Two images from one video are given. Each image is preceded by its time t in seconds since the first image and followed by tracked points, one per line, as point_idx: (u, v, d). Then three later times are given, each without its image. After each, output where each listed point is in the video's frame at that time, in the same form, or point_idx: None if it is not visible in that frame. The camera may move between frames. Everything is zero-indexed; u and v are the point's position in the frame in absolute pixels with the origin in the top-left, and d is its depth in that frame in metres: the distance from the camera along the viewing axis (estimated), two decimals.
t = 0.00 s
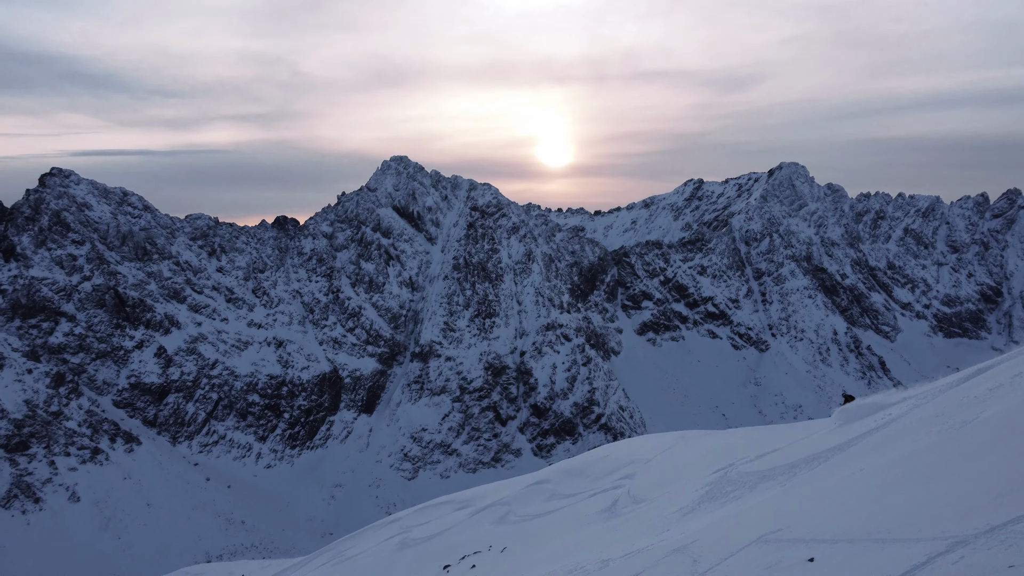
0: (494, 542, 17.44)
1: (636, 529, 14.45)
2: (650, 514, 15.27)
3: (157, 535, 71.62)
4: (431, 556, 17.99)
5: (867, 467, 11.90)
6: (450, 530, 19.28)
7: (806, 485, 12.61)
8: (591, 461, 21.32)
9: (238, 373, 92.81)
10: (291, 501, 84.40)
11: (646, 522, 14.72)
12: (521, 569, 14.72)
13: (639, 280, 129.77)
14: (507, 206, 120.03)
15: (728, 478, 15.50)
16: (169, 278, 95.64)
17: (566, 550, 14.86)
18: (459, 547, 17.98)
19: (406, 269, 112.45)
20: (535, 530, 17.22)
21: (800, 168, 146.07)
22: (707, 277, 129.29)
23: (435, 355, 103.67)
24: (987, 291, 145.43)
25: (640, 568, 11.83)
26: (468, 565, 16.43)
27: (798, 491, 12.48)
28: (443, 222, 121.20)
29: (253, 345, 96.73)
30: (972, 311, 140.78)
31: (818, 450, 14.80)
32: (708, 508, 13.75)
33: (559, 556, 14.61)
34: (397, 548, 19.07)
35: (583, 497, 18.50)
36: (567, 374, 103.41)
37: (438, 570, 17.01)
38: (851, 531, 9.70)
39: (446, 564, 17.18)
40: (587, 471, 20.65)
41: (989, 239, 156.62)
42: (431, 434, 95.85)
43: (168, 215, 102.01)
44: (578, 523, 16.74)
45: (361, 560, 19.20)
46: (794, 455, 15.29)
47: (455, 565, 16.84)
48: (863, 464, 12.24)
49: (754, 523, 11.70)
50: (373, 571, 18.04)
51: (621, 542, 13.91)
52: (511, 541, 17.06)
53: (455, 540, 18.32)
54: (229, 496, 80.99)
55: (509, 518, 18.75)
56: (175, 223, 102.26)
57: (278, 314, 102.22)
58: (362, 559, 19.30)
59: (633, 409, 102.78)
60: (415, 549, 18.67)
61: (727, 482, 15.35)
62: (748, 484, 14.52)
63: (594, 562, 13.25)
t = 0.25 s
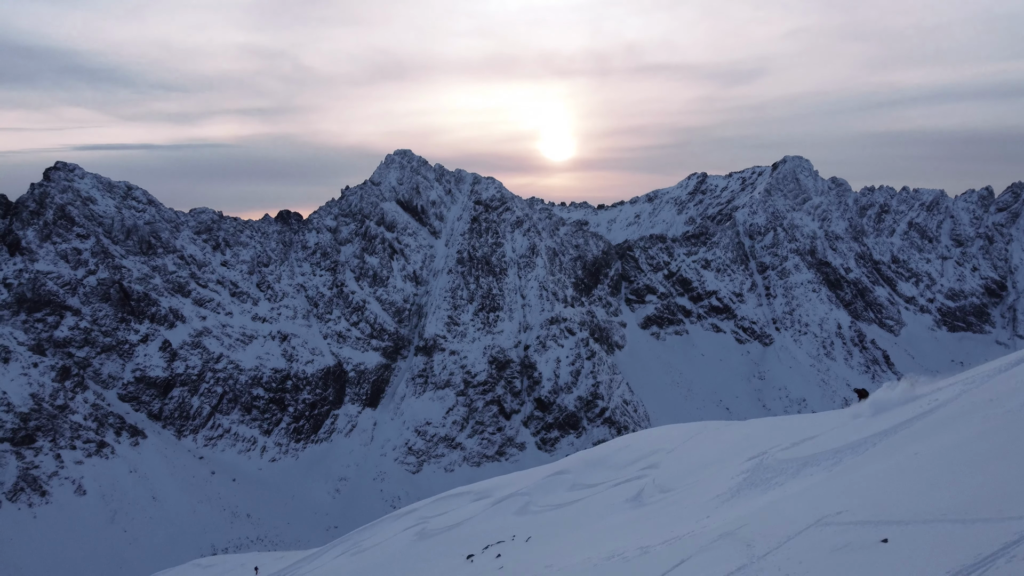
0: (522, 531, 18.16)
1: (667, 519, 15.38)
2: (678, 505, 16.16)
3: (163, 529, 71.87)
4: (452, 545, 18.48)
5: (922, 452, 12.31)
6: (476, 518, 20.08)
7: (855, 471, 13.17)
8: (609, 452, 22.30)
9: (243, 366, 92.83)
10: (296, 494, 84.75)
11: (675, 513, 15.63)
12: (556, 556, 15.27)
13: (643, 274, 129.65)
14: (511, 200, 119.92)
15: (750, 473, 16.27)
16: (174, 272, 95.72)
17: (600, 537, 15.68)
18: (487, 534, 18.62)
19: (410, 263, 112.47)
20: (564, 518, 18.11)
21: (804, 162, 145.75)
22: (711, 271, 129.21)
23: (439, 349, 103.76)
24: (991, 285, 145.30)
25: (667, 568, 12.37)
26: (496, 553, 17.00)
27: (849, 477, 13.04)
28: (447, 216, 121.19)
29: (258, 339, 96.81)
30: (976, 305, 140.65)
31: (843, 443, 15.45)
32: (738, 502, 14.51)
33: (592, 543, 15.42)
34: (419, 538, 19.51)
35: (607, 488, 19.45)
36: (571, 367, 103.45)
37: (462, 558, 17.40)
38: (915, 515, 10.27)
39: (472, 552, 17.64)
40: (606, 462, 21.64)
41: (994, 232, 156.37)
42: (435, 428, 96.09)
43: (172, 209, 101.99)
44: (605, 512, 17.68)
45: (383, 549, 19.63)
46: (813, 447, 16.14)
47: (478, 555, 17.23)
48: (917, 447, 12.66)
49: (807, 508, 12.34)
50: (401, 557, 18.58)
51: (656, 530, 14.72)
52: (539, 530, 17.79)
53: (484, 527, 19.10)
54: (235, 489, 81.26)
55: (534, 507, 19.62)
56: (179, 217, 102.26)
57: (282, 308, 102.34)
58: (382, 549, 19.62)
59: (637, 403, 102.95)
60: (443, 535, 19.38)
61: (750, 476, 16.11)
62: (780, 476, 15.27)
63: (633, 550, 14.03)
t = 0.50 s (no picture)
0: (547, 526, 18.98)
1: (697, 514, 16.07)
2: (705, 502, 16.92)
3: (166, 526, 71.88)
4: (473, 540, 19.55)
5: (970, 448, 12.72)
6: (498, 513, 21.14)
7: (897, 467, 13.74)
8: (623, 451, 23.47)
9: (245, 363, 92.64)
10: (299, 491, 84.77)
11: (705, 509, 16.32)
12: (580, 552, 16.10)
13: (644, 270, 129.58)
14: (512, 197, 119.88)
15: (780, 471, 17.07)
16: (175, 269, 95.60)
17: (628, 531, 16.44)
18: (509, 530, 19.48)
19: (412, 260, 112.39)
20: (590, 512, 18.94)
21: (805, 158, 145.74)
22: (712, 268, 129.25)
23: (441, 346, 103.71)
24: (992, 281, 145.37)
25: (704, 566, 12.75)
26: (518, 549, 17.73)
27: (892, 473, 13.55)
28: (449, 213, 121.15)
29: (260, 336, 96.70)
30: (977, 302, 140.70)
31: (889, 436, 15.85)
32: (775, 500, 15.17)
33: (622, 538, 16.08)
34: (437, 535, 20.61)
35: (626, 484, 20.40)
36: (572, 364, 103.48)
37: (482, 554, 18.23)
38: (971, 512, 10.64)
39: (492, 548, 18.47)
40: (622, 460, 22.79)
41: (995, 229, 156.39)
42: (437, 425, 96.16)
43: (174, 206, 101.86)
44: (630, 506, 18.51)
45: (403, 545, 20.64)
46: (834, 447, 16.94)
47: (498, 551, 18.07)
48: (963, 443, 13.08)
49: (857, 504, 12.79)
50: (423, 552, 19.59)
51: (688, 526, 15.36)
52: (563, 525, 18.59)
53: (507, 522, 20.11)
54: (237, 486, 81.22)
55: (551, 503, 20.78)
56: (180, 215, 102.13)
57: (284, 305, 102.28)
58: (401, 546, 20.69)
59: (639, 399, 102.97)
60: (465, 530, 20.51)
61: (776, 475, 16.84)
62: (813, 475, 15.96)
63: (670, 544, 14.53)
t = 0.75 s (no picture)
0: (569, 525, 19.17)
1: (727, 514, 16.18)
2: (736, 501, 17.03)
3: (168, 525, 71.93)
4: (492, 539, 19.81)
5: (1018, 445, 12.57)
6: (516, 511, 21.53)
7: (941, 465, 13.59)
8: (641, 448, 23.77)
9: (247, 362, 92.58)
10: (300, 489, 84.81)
11: (736, 507, 16.44)
12: (606, 550, 16.19)
13: (645, 269, 129.55)
14: (514, 195, 119.81)
15: (815, 469, 17.14)
16: (177, 267, 95.49)
17: (657, 529, 16.57)
18: (526, 529, 19.79)
19: (413, 258, 112.34)
20: (611, 510, 19.18)
21: (806, 157, 145.75)
22: (714, 267, 129.21)
23: (442, 345, 103.64)
24: (993, 280, 145.45)
25: (750, 565, 12.66)
26: (538, 548, 17.93)
27: (937, 471, 13.35)
28: (450, 211, 121.11)
29: (261, 335, 96.64)
30: (978, 300, 140.85)
31: (927, 435, 15.72)
32: (812, 497, 15.15)
33: (652, 536, 16.15)
34: (447, 534, 21.12)
35: (646, 483, 20.66)
36: (574, 363, 103.56)
37: (500, 553, 18.54)
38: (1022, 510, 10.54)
39: (511, 547, 18.76)
40: (640, 458, 23.09)
41: (996, 228, 156.37)
42: (439, 423, 96.14)
43: (175, 205, 101.72)
44: (653, 505, 18.64)
45: (416, 543, 21.27)
46: (869, 445, 16.93)
47: (517, 550, 18.36)
48: (1011, 441, 12.93)
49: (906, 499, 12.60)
50: (442, 550, 19.96)
51: (720, 526, 15.44)
52: (584, 525, 18.82)
53: (525, 521, 20.42)
54: (239, 485, 81.13)
55: (569, 501, 21.12)
56: (182, 213, 101.94)
57: (286, 304, 102.18)
58: (413, 543, 21.24)
59: (640, 398, 102.95)
60: (478, 527, 21.08)
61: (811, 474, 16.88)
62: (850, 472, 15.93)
63: (706, 543, 14.59)
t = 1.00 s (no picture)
0: (592, 522, 19.31)
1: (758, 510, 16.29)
2: (768, 498, 17.10)
3: (171, 522, 71.97)
4: (513, 535, 20.16)
5: None
6: (535, 508, 21.81)
7: (987, 465, 13.73)
8: (660, 444, 23.94)
9: (249, 360, 92.56)
10: (302, 487, 84.91)
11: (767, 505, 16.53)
12: (634, 545, 16.31)
13: (647, 267, 129.55)
14: (515, 193, 119.74)
15: (849, 465, 17.18)
16: (179, 265, 95.43)
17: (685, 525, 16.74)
18: (546, 526, 20.03)
19: (415, 256, 112.36)
20: (634, 508, 19.36)
21: (807, 154, 145.80)
22: (715, 264, 129.18)
23: (444, 342, 103.64)
24: (994, 277, 145.56)
25: (801, 558, 12.76)
26: (562, 545, 18.07)
27: (984, 470, 13.50)
28: (452, 209, 121.11)
29: (263, 332, 96.59)
30: (979, 298, 140.90)
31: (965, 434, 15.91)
32: (847, 496, 15.15)
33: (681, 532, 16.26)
34: (463, 531, 21.76)
35: (668, 480, 20.81)
36: (576, 360, 103.50)
37: (522, 549, 18.75)
38: None
39: (533, 543, 18.97)
40: (659, 454, 23.27)
41: (997, 225, 156.32)
42: (441, 421, 96.15)
43: (177, 202, 101.60)
44: (678, 502, 18.87)
45: (432, 538, 21.97)
46: (902, 445, 16.92)
47: (539, 546, 18.52)
48: None
49: (953, 501, 12.74)
50: (462, 548, 20.34)
51: (753, 523, 15.54)
52: (606, 522, 18.99)
53: (545, 518, 20.69)
54: (241, 482, 81.11)
55: (588, 499, 21.35)
56: (184, 211, 101.85)
57: (288, 302, 102.08)
58: (427, 539, 22.04)
59: (642, 395, 102.93)
60: (495, 525, 21.55)
61: (846, 472, 16.81)
62: (889, 471, 15.84)
63: (741, 539, 14.66)
